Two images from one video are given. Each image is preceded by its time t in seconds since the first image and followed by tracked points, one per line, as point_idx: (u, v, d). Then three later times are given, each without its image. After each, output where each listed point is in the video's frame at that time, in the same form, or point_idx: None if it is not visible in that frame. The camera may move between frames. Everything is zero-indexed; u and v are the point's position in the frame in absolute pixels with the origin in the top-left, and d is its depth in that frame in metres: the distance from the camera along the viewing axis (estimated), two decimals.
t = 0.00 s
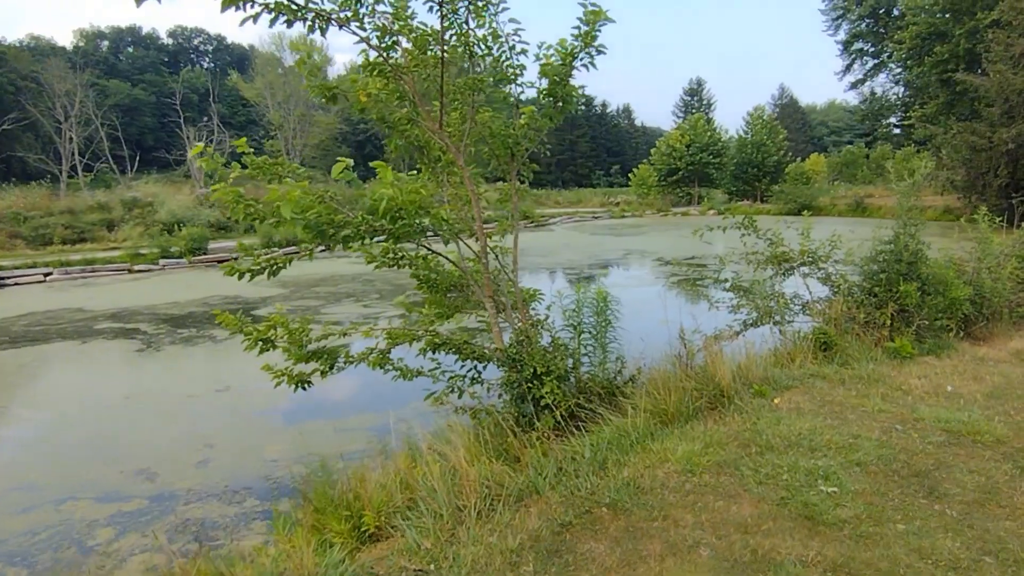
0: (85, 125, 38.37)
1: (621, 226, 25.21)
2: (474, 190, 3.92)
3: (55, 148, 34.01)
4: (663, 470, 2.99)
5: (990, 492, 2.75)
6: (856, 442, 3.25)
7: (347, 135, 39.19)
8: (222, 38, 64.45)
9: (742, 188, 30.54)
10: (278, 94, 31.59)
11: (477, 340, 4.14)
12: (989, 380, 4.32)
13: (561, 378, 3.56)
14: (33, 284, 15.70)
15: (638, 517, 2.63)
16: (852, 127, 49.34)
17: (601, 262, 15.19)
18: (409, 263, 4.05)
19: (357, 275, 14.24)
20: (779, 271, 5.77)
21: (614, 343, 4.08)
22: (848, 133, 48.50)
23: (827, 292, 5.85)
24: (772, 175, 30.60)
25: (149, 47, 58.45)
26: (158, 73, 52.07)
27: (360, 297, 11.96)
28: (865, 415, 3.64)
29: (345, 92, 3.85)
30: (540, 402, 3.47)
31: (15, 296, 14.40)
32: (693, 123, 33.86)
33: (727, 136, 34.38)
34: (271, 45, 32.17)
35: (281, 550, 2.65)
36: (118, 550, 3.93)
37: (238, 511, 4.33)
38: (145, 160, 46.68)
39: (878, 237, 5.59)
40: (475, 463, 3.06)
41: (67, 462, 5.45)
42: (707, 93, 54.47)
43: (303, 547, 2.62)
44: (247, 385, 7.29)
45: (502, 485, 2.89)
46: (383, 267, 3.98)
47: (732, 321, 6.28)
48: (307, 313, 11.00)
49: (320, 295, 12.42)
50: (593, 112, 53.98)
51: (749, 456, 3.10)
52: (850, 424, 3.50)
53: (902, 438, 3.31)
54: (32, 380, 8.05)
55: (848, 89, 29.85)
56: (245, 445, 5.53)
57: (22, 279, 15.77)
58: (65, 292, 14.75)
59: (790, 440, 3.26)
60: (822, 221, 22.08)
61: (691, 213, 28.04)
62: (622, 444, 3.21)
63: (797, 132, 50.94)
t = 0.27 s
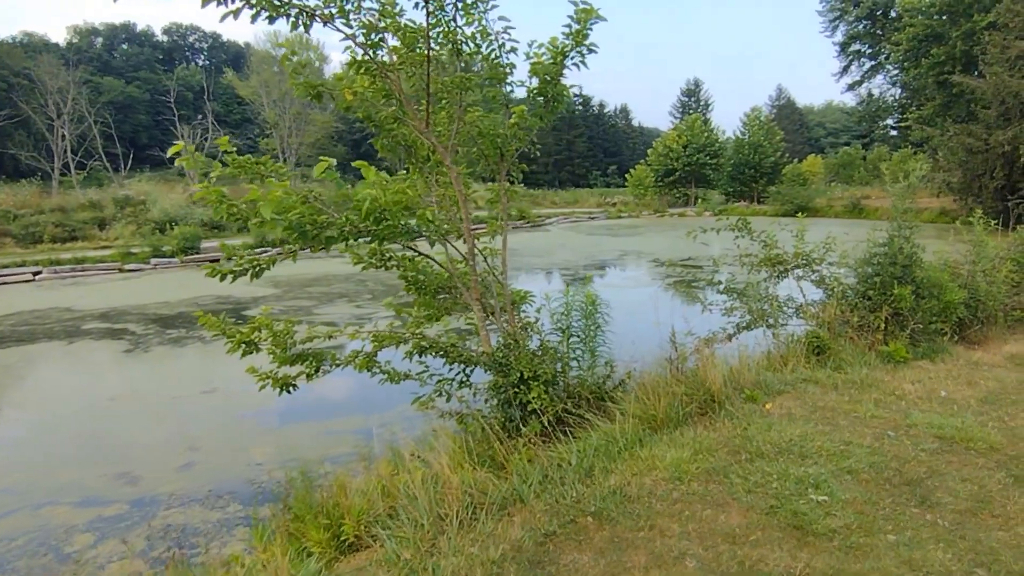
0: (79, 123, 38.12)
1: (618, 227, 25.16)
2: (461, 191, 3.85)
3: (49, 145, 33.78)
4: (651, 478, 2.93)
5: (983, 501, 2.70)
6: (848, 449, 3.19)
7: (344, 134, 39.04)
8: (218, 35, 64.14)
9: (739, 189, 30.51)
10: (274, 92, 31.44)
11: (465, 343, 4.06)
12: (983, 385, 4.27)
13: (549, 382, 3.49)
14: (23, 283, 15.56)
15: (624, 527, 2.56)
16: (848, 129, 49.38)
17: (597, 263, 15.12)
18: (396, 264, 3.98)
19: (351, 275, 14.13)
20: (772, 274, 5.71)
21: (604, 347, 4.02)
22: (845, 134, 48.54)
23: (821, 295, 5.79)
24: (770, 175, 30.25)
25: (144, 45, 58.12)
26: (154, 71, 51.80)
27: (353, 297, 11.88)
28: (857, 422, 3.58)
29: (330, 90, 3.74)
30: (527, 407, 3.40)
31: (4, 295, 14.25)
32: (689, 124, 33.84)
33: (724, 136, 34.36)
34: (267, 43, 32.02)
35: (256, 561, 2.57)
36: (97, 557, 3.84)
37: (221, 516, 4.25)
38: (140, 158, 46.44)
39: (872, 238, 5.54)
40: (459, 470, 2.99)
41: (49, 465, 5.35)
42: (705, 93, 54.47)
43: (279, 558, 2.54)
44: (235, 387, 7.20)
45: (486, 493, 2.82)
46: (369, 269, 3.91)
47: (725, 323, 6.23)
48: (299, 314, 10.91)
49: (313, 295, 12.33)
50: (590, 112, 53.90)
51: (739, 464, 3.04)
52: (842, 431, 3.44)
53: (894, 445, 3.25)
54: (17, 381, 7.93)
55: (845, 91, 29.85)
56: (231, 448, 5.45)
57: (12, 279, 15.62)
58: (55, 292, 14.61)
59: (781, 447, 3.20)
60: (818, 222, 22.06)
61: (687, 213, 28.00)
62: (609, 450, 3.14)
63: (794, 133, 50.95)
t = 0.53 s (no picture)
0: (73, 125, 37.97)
1: (614, 227, 25.12)
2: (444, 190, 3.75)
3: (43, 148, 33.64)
4: (636, 484, 2.85)
5: (976, 506, 2.62)
6: (838, 452, 3.12)
7: (340, 136, 38.96)
8: (214, 37, 64.00)
9: (735, 189, 30.49)
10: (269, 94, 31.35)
11: (449, 346, 3.99)
12: (976, 386, 4.20)
13: (533, 386, 3.43)
14: (14, 287, 15.44)
15: (606, 535, 2.49)
16: (844, 128, 49.47)
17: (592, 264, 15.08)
18: (380, 266, 3.90)
19: (344, 277, 14.06)
20: (764, 274, 5.65)
21: (591, 350, 3.95)
22: (841, 134, 48.60)
23: (814, 295, 5.72)
24: (766, 176, 30.38)
25: (140, 47, 57.97)
26: (150, 73, 51.66)
27: (346, 300, 11.81)
28: (848, 424, 3.51)
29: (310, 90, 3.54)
30: (511, 411, 3.33)
31: None
32: (686, 124, 33.83)
33: (720, 136, 34.37)
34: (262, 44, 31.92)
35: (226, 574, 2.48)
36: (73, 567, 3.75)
37: (201, 524, 4.16)
38: (135, 160, 46.29)
39: (865, 238, 5.48)
40: (439, 477, 2.91)
41: (29, 472, 5.25)
42: (701, 94, 54.52)
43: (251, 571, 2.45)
44: (223, 391, 7.10)
45: (465, 501, 2.74)
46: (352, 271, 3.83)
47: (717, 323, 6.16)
48: (291, 316, 10.82)
49: (305, 297, 12.25)
50: (587, 113, 53.89)
51: (726, 469, 2.96)
52: (832, 433, 3.37)
53: (885, 448, 3.18)
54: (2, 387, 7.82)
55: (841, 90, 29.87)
56: (216, 454, 5.36)
57: (3, 282, 15.51)
58: (46, 295, 14.50)
59: (770, 451, 3.13)
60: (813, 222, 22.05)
61: (684, 213, 27.97)
62: (594, 456, 3.07)
63: (790, 133, 50.99)
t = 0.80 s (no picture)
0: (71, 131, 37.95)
1: (611, 226, 25.04)
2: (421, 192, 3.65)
3: (40, 155, 33.61)
4: (618, 491, 2.77)
5: (967, 511, 2.54)
6: (826, 456, 3.03)
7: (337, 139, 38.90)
8: (212, 42, 63.99)
9: (733, 187, 30.40)
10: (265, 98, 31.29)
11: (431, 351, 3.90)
12: (970, 384, 4.11)
13: (514, 391, 3.35)
14: (8, 294, 15.40)
15: (585, 547, 2.40)
16: (843, 124, 49.28)
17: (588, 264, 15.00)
18: (361, 270, 3.83)
19: (338, 280, 13.98)
20: (756, 272, 5.56)
21: (576, 353, 3.87)
22: (839, 131, 48.43)
23: (807, 293, 5.62)
24: (764, 173, 30.29)
25: (137, 52, 57.96)
26: (147, 78, 51.65)
27: (340, 303, 11.74)
28: (838, 426, 3.43)
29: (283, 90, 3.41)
30: (491, 417, 3.25)
31: None
32: (683, 122, 33.74)
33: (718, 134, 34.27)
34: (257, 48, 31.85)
35: None
36: None
37: (181, 535, 4.07)
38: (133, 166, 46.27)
39: (857, 235, 5.38)
40: (415, 487, 2.83)
41: (11, 484, 5.16)
42: (699, 92, 54.41)
43: None
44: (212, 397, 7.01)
45: (441, 512, 2.65)
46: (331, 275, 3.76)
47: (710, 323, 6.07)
48: (284, 320, 10.76)
49: (299, 301, 12.17)
50: (585, 113, 53.80)
51: (711, 475, 2.88)
52: (822, 436, 3.28)
53: (875, 450, 3.10)
54: None
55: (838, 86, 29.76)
56: (201, 462, 5.27)
57: None
58: (41, 302, 14.46)
59: (757, 455, 3.04)
60: (811, 219, 21.94)
61: (682, 212, 27.88)
62: (575, 463, 2.98)
63: (789, 130, 50.88)
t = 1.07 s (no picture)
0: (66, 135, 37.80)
1: (608, 224, 24.97)
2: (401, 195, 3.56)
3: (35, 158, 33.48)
4: (599, 503, 2.69)
5: (957, 520, 2.46)
6: (815, 463, 2.96)
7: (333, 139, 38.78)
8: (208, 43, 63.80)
9: (730, 184, 30.31)
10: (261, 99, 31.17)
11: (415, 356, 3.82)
12: (964, 385, 4.03)
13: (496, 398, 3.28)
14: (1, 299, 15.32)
15: (563, 562, 2.32)
16: (841, 119, 49.13)
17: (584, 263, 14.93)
18: (344, 275, 3.75)
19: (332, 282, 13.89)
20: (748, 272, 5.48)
21: (560, 358, 3.81)
22: (837, 126, 48.24)
23: (800, 292, 5.54)
24: (761, 170, 30.18)
25: (134, 54, 57.80)
26: (143, 80, 51.49)
27: (333, 305, 11.67)
28: (828, 430, 3.35)
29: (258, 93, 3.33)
30: (472, 426, 3.19)
31: None
32: (680, 119, 33.63)
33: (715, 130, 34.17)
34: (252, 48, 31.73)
35: None
36: None
37: (162, 547, 3.99)
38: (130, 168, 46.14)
39: (850, 232, 5.30)
40: (391, 501, 2.76)
41: None
42: (696, 88, 54.28)
43: None
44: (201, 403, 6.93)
45: (416, 527, 2.57)
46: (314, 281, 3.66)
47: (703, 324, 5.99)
48: (277, 323, 10.68)
49: (292, 304, 12.07)
50: (582, 110, 53.67)
51: (696, 484, 2.80)
52: (811, 441, 3.20)
53: (866, 457, 3.02)
54: None
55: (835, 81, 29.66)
56: (187, 471, 5.19)
57: None
58: (33, 307, 14.37)
59: (744, 463, 2.96)
60: (809, 215, 21.86)
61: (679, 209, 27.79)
62: (557, 473, 2.90)
63: (786, 126, 50.78)
